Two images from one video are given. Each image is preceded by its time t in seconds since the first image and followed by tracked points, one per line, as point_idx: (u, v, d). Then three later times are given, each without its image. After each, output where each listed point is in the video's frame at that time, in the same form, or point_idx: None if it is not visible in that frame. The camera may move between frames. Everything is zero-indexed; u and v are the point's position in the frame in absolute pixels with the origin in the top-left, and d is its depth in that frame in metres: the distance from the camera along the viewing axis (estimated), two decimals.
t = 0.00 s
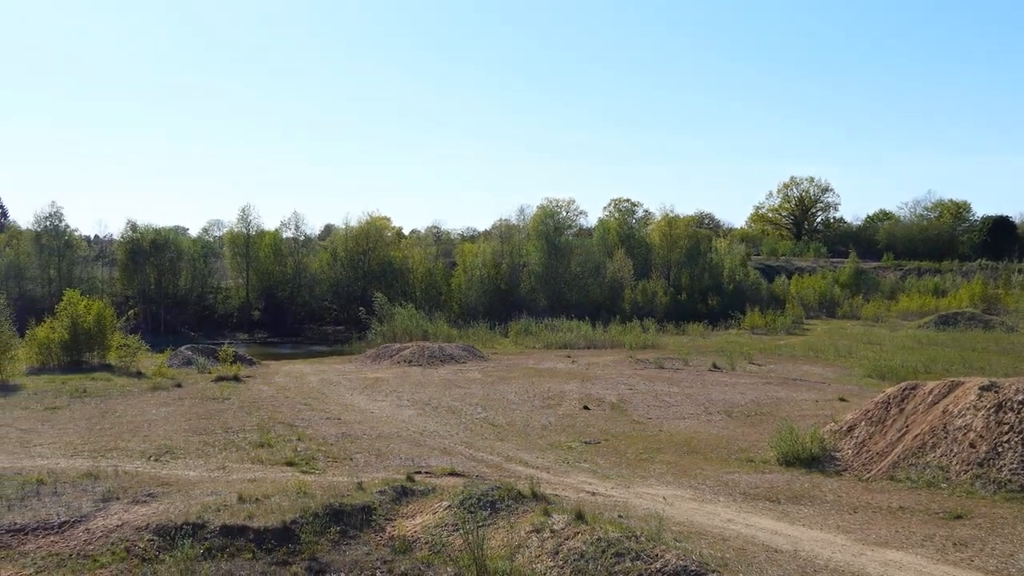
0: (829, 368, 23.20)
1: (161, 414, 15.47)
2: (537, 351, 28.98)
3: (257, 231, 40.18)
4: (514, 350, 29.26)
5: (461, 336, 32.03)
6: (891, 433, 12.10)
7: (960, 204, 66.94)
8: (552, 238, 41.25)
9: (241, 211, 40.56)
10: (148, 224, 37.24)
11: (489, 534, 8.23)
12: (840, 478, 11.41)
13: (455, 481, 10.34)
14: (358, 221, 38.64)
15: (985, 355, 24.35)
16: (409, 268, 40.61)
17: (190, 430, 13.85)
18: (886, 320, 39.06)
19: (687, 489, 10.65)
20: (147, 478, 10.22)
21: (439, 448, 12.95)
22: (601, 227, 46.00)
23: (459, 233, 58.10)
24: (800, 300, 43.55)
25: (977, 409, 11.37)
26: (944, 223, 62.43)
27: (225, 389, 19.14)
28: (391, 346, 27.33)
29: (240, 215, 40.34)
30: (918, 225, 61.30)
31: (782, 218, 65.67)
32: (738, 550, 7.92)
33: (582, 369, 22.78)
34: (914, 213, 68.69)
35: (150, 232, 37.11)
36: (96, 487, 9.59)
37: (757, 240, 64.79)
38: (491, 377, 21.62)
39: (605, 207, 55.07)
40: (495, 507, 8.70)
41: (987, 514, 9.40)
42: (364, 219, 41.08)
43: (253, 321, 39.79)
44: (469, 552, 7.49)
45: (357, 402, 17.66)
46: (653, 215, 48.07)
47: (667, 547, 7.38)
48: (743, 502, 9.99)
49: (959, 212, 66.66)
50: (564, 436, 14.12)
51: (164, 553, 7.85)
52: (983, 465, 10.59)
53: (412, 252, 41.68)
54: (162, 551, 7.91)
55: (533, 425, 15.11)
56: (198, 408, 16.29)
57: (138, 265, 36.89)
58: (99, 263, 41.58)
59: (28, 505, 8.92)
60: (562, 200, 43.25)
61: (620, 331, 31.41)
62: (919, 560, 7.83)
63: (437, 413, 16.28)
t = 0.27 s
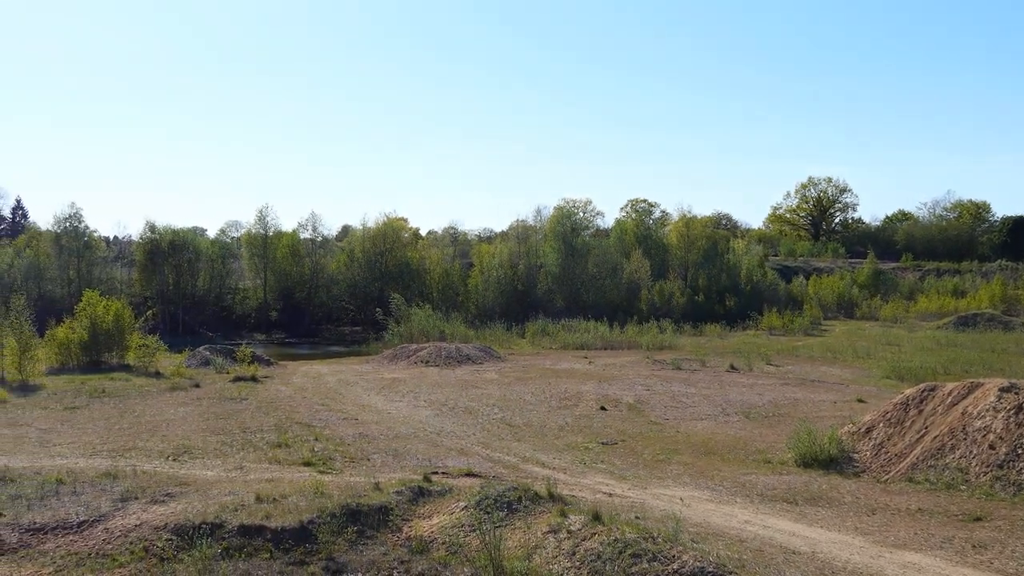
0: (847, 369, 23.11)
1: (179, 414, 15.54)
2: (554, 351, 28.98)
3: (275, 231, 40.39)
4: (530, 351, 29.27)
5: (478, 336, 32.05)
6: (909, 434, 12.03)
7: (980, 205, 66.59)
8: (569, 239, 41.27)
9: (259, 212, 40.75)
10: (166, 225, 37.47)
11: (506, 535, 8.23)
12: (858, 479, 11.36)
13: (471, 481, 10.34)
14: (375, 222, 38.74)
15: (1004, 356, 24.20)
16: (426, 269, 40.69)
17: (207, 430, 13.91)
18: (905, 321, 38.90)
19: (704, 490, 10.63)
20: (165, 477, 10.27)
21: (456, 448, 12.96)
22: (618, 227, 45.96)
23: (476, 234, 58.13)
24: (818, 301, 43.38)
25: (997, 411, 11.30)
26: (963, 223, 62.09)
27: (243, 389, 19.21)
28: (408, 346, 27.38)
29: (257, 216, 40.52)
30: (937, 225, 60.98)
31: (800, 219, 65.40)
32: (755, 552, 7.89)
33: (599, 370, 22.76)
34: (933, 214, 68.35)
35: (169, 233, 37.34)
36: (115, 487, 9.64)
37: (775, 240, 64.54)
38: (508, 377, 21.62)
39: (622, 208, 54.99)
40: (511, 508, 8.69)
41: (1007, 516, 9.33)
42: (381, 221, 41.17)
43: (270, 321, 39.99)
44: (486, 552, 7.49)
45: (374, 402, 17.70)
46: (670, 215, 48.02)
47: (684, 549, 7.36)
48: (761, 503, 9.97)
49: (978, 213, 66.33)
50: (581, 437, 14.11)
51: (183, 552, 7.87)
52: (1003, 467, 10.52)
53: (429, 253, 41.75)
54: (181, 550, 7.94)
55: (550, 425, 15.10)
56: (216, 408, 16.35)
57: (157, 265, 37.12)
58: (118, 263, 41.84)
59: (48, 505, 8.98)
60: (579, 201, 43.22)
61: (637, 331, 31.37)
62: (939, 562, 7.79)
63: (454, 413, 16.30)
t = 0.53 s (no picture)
0: (862, 370, 23.04)
1: (195, 414, 15.60)
2: (568, 352, 28.98)
3: (290, 232, 40.61)
4: (545, 352, 29.27)
5: (492, 337, 32.05)
6: (926, 436, 11.97)
7: (997, 205, 66.26)
8: (583, 240, 41.23)
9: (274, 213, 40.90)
10: (182, 225, 37.61)
11: (520, 536, 8.23)
12: (874, 481, 11.31)
13: (486, 482, 10.34)
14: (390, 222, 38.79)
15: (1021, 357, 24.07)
16: (440, 270, 40.74)
17: (222, 431, 13.96)
18: (921, 322, 38.70)
19: (719, 491, 10.61)
20: (180, 477, 10.30)
21: (471, 449, 12.97)
22: (632, 228, 45.92)
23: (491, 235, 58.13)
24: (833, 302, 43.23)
25: (1014, 412, 11.23)
26: (980, 224, 61.77)
27: (258, 390, 19.27)
28: (423, 347, 27.42)
29: (273, 217, 40.69)
30: (954, 226, 60.70)
31: (815, 220, 65.11)
32: (770, 554, 7.87)
33: (614, 371, 22.75)
34: (950, 214, 68.05)
35: (184, 233, 37.48)
36: (130, 487, 9.68)
37: (790, 241, 64.30)
38: (522, 379, 21.63)
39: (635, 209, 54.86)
40: (526, 509, 8.69)
41: None
42: (395, 222, 41.23)
43: (285, 321, 40.09)
44: (500, 553, 7.49)
45: (389, 403, 17.73)
46: (685, 216, 47.98)
47: (699, 550, 7.35)
48: (776, 504, 9.94)
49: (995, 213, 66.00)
50: (595, 438, 14.10)
51: (198, 552, 7.90)
52: (1021, 469, 10.47)
53: (443, 254, 41.80)
54: (196, 550, 7.96)
55: (564, 426, 15.10)
56: (232, 408, 16.41)
57: (172, 266, 37.25)
58: (134, 264, 42.01)
59: (65, 505, 9.02)
60: (594, 201, 43.17)
61: (651, 332, 31.34)
62: (955, 565, 7.75)
63: (469, 414, 16.31)
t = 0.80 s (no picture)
0: (881, 370, 22.96)
1: (212, 413, 15.66)
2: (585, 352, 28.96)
3: (307, 232, 40.56)
4: (561, 352, 29.27)
5: (508, 336, 32.06)
6: (944, 437, 11.90)
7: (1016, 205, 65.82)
8: (600, 240, 41.09)
9: (291, 214, 40.90)
10: (200, 225, 37.67)
11: (537, 535, 8.23)
12: (892, 482, 11.27)
13: (502, 482, 10.35)
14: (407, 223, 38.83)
15: None
16: (457, 270, 40.73)
17: (240, 430, 14.01)
18: (940, 323, 38.40)
19: (736, 491, 10.58)
20: (198, 476, 10.34)
21: (487, 449, 12.99)
22: (649, 228, 45.79)
23: (507, 236, 58.10)
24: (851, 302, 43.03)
25: None
26: (999, 224, 61.38)
27: (275, 389, 19.33)
28: (439, 347, 27.44)
29: (290, 217, 40.68)
30: (972, 226, 60.32)
31: (832, 219, 64.59)
32: (788, 555, 7.84)
33: (630, 371, 22.71)
34: (969, 214, 67.65)
35: (202, 233, 37.55)
36: (149, 486, 9.73)
37: (808, 242, 63.94)
38: (539, 378, 21.63)
39: (652, 209, 54.48)
40: (542, 508, 8.69)
41: None
42: (411, 222, 41.18)
43: (302, 321, 40.61)
44: (517, 553, 7.50)
45: (405, 402, 17.76)
46: (702, 216, 47.91)
47: (716, 551, 7.33)
48: (794, 505, 9.89)
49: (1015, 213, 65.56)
50: (612, 438, 14.08)
51: (215, 551, 7.93)
52: None
53: (460, 254, 41.80)
54: (213, 549, 7.99)
55: (581, 426, 15.09)
56: (249, 408, 16.47)
57: (190, 266, 37.34)
58: (153, 264, 42.08)
59: (84, 503, 9.07)
60: (611, 201, 43.02)
61: (668, 332, 31.30)
62: (974, 566, 7.71)
63: (485, 413, 16.32)
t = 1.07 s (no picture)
0: (899, 371, 22.85)
1: (230, 412, 15.70)
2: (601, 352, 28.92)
3: (324, 232, 40.77)
4: (578, 352, 29.26)
5: (524, 336, 32.09)
6: (963, 438, 11.83)
7: None
8: (617, 239, 41.10)
9: (307, 214, 41.01)
10: (218, 225, 37.81)
11: (553, 535, 8.23)
12: (910, 483, 11.21)
13: (519, 482, 10.35)
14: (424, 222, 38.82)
15: None
16: (473, 269, 40.65)
17: (258, 429, 14.05)
18: (959, 323, 38.12)
19: (754, 492, 10.55)
20: (216, 475, 10.38)
21: (504, 448, 12.98)
22: (666, 228, 45.69)
23: (524, 236, 58.05)
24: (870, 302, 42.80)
25: None
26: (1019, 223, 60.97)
27: (292, 389, 19.39)
28: (456, 347, 27.45)
29: (306, 217, 40.80)
30: (992, 226, 59.95)
31: (850, 219, 64.27)
32: (805, 555, 7.81)
33: (647, 371, 22.66)
34: (988, 214, 67.25)
35: (220, 233, 37.67)
36: (167, 484, 9.77)
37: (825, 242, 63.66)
38: (556, 378, 21.61)
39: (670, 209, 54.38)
40: (559, 509, 8.68)
41: None
42: (428, 222, 41.19)
43: (320, 320, 40.85)
44: (534, 552, 7.50)
45: (422, 402, 17.78)
46: (719, 216, 47.89)
47: (733, 551, 7.31)
48: (811, 506, 9.85)
49: None
50: (628, 438, 14.06)
51: (233, 550, 7.95)
52: None
53: (476, 254, 41.81)
54: (231, 548, 8.02)
55: (597, 426, 15.06)
56: (266, 407, 16.52)
57: (208, 266, 37.50)
58: (171, 265, 42.18)
59: (102, 501, 9.12)
60: (628, 200, 42.92)
61: (685, 332, 31.22)
62: (993, 568, 7.66)
63: (502, 413, 16.31)
